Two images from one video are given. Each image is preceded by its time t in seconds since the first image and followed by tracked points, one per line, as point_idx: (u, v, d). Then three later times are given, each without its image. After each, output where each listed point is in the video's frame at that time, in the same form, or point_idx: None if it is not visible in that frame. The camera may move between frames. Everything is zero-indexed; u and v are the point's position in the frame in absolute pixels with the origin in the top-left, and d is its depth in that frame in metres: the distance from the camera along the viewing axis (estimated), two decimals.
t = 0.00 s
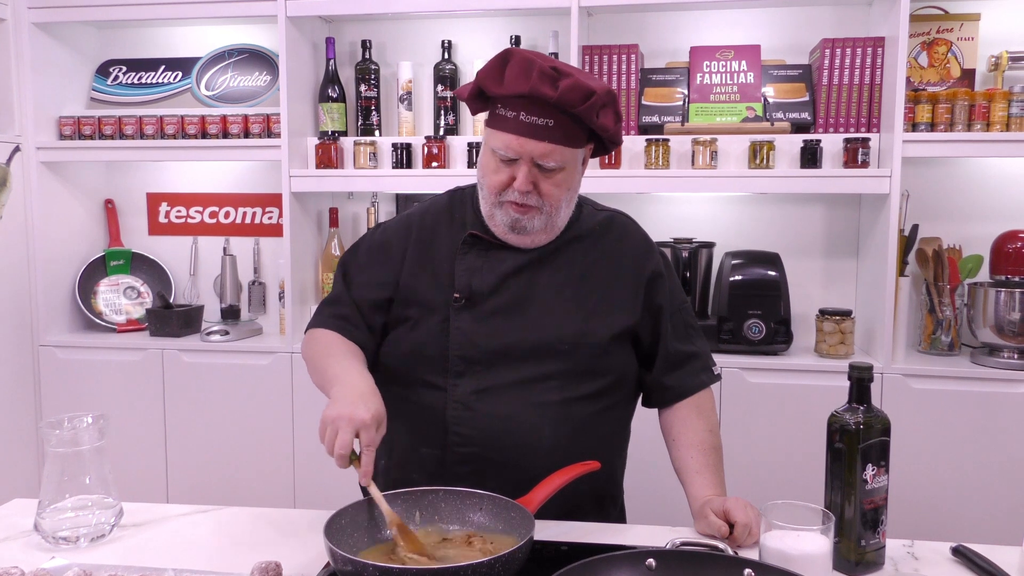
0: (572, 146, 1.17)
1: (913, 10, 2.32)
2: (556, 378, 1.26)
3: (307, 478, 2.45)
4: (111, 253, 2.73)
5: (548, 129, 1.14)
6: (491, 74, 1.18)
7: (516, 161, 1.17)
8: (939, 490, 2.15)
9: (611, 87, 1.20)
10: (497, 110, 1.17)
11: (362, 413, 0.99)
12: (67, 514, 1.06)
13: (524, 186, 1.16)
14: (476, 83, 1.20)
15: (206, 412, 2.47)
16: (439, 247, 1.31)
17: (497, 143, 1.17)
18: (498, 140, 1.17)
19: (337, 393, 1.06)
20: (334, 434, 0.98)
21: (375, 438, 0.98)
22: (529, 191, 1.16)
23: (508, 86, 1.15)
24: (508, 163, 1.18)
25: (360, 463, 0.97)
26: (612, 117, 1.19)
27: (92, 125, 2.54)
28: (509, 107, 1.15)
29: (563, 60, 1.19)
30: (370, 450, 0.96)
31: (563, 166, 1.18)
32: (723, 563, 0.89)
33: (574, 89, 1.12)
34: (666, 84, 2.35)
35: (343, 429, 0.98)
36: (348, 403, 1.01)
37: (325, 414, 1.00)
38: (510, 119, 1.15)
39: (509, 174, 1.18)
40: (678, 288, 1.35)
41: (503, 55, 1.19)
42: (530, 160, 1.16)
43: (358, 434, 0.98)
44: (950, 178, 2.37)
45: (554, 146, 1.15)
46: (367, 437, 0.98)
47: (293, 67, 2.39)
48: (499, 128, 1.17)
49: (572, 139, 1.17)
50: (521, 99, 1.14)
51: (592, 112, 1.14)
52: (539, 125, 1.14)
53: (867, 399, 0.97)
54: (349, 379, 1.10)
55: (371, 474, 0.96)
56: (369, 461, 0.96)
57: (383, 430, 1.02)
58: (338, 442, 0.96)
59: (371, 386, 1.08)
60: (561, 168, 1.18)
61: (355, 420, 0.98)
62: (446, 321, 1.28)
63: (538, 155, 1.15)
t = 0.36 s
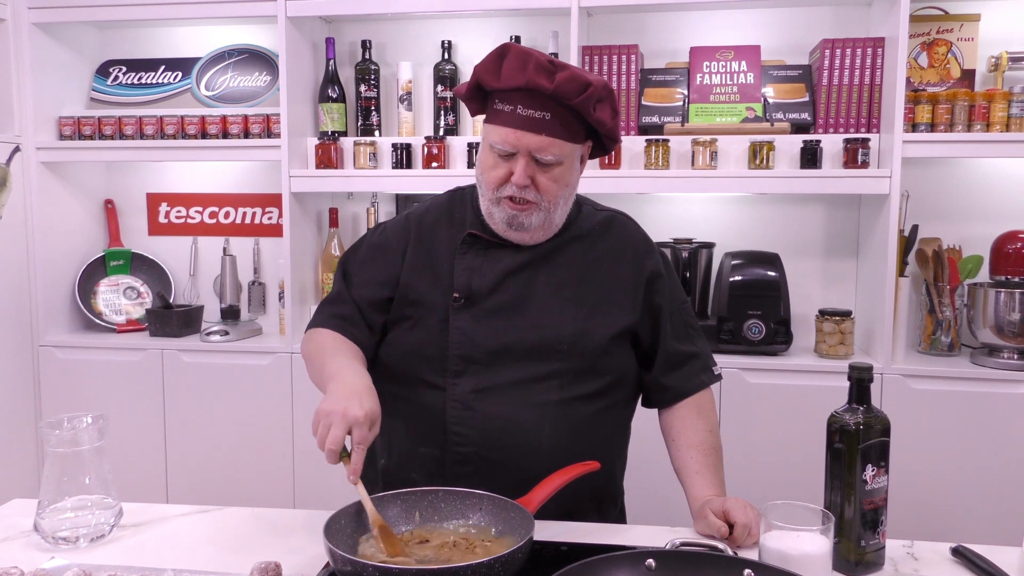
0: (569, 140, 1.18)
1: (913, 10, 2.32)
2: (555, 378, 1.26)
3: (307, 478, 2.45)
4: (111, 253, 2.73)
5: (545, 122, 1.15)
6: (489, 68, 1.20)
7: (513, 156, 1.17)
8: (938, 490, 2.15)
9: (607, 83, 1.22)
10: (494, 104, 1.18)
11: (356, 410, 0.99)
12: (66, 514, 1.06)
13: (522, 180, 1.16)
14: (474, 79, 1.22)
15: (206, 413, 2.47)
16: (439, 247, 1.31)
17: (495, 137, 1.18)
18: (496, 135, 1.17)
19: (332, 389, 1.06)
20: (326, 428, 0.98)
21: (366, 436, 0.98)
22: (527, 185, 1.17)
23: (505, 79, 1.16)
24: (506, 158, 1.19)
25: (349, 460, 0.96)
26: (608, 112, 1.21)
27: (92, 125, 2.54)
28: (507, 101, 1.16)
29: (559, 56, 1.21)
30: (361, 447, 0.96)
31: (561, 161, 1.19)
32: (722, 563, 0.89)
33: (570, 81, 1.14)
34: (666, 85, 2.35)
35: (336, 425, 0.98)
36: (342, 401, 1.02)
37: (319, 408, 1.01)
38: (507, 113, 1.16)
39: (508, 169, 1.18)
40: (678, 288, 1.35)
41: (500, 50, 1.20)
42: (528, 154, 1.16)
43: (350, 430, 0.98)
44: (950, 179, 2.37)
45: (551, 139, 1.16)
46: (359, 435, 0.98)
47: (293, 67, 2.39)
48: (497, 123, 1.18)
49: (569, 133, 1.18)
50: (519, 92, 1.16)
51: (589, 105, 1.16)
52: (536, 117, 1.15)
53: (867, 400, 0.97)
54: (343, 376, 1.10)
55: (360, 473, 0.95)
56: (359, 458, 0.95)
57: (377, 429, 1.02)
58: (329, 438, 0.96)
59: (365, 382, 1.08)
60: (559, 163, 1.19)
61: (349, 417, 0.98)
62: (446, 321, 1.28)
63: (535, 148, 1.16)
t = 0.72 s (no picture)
0: (570, 136, 1.19)
1: (913, 10, 2.32)
2: (555, 377, 1.26)
3: (307, 479, 2.45)
4: (112, 254, 2.73)
5: (547, 117, 1.16)
6: (490, 65, 1.21)
7: (515, 152, 1.18)
8: (939, 490, 2.15)
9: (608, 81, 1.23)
10: (495, 101, 1.19)
11: (357, 414, 0.99)
12: (67, 514, 1.06)
13: (524, 176, 1.17)
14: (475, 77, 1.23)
15: (206, 413, 2.47)
16: (440, 247, 1.32)
17: (497, 134, 1.18)
18: (498, 131, 1.18)
19: (334, 392, 1.06)
20: (326, 432, 0.98)
21: (367, 440, 0.98)
22: (529, 181, 1.17)
23: (507, 75, 1.17)
24: (508, 155, 1.19)
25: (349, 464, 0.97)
26: (609, 109, 1.22)
27: (92, 126, 2.54)
28: (508, 97, 1.17)
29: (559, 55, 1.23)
30: (361, 452, 0.96)
31: (562, 158, 1.19)
32: (723, 563, 0.89)
33: (571, 76, 1.16)
34: (666, 85, 2.35)
35: (336, 428, 0.98)
36: (343, 403, 1.02)
37: (318, 412, 1.01)
38: (508, 109, 1.17)
39: (509, 166, 1.19)
40: (678, 288, 1.36)
41: (500, 48, 1.22)
42: (530, 149, 1.17)
43: (350, 434, 0.98)
44: (950, 179, 2.37)
45: (553, 135, 1.17)
46: (360, 438, 0.98)
47: (293, 68, 2.40)
48: (498, 120, 1.19)
49: (570, 129, 1.19)
50: (521, 88, 1.17)
51: (591, 100, 1.17)
52: (537, 113, 1.16)
53: (867, 399, 0.97)
54: (345, 379, 1.10)
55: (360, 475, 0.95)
56: (360, 462, 0.95)
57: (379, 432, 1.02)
58: (329, 442, 0.96)
59: (368, 386, 1.09)
60: (560, 160, 1.19)
61: (349, 421, 0.98)
62: (446, 321, 1.28)
63: (537, 143, 1.16)
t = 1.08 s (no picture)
0: (574, 135, 1.21)
1: (914, 11, 2.32)
2: (558, 377, 1.26)
3: (309, 479, 2.45)
4: (114, 254, 2.74)
5: (550, 115, 1.18)
6: (497, 64, 1.23)
7: (519, 150, 1.20)
8: (941, 490, 2.15)
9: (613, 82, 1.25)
10: (501, 99, 1.21)
11: (356, 406, 1.00)
12: (69, 514, 1.06)
13: (526, 174, 1.18)
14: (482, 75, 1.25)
15: (209, 413, 2.47)
16: (443, 247, 1.32)
17: (501, 131, 1.20)
18: (502, 128, 1.20)
19: (334, 389, 1.07)
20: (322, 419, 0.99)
21: (363, 430, 0.99)
22: (531, 178, 1.18)
23: (512, 73, 1.19)
24: (511, 152, 1.21)
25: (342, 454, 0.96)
26: (613, 110, 1.24)
27: (95, 127, 2.54)
28: (513, 94, 1.19)
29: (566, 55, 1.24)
30: (357, 439, 0.97)
31: (565, 156, 1.21)
32: (724, 564, 0.89)
33: (576, 75, 1.17)
34: (668, 86, 2.35)
35: (334, 416, 0.98)
36: (342, 397, 1.04)
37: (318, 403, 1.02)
38: (513, 107, 1.19)
39: (513, 163, 1.20)
40: (681, 289, 1.36)
41: (508, 47, 1.24)
42: (532, 147, 1.19)
43: (348, 423, 0.99)
44: (952, 179, 2.37)
45: (556, 133, 1.19)
46: (356, 427, 0.98)
47: (295, 69, 2.40)
48: (503, 117, 1.20)
49: (574, 128, 1.21)
50: (526, 86, 1.18)
51: (595, 99, 1.18)
52: (541, 111, 1.18)
53: (868, 400, 0.97)
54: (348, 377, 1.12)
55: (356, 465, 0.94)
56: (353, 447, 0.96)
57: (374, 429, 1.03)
58: (325, 425, 0.97)
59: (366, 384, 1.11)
60: (563, 158, 1.21)
61: (349, 411, 0.99)
62: (449, 320, 1.29)
63: (540, 141, 1.18)
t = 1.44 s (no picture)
0: (581, 137, 1.21)
1: (916, 12, 2.32)
2: (562, 378, 1.26)
3: (310, 479, 2.45)
4: (115, 254, 2.74)
5: (559, 117, 1.18)
6: (506, 64, 1.23)
7: (526, 150, 1.20)
8: (941, 493, 2.14)
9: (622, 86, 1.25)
10: (509, 99, 1.21)
11: (361, 413, 1.00)
12: (69, 513, 1.06)
13: (533, 175, 1.18)
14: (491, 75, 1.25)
15: (210, 413, 2.47)
16: (449, 248, 1.32)
17: (509, 132, 1.20)
18: (510, 129, 1.20)
19: (337, 396, 1.07)
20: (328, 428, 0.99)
21: (369, 439, 0.99)
22: (538, 179, 1.19)
23: (521, 75, 1.19)
24: (519, 153, 1.21)
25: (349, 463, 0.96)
26: (621, 113, 1.24)
27: (96, 126, 2.55)
28: (522, 95, 1.19)
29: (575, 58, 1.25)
30: (364, 448, 0.97)
31: (572, 158, 1.21)
32: (725, 565, 0.89)
33: (585, 78, 1.17)
34: (670, 87, 2.35)
35: (339, 424, 0.98)
36: (348, 404, 1.03)
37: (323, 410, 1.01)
38: (521, 107, 1.19)
39: (519, 164, 1.20)
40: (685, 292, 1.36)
41: (517, 49, 1.24)
42: (541, 147, 1.19)
43: (354, 431, 0.98)
44: (953, 181, 2.37)
45: (564, 135, 1.19)
46: (362, 435, 0.98)
47: (296, 69, 2.40)
48: (511, 118, 1.21)
49: (581, 130, 1.21)
50: (535, 87, 1.19)
51: (603, 102, 1.19)
52: (550, 112, 1.18)
53: (869, 402, 0.97)
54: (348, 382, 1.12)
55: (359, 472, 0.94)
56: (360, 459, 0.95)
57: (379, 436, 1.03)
58: (331, 433, 0.96)
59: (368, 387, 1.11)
60: (570, 160, 1.21)
61: (354, 419, 0.99)
62: (455, 321, 1.29)
63: (548, 142, 1.18)
